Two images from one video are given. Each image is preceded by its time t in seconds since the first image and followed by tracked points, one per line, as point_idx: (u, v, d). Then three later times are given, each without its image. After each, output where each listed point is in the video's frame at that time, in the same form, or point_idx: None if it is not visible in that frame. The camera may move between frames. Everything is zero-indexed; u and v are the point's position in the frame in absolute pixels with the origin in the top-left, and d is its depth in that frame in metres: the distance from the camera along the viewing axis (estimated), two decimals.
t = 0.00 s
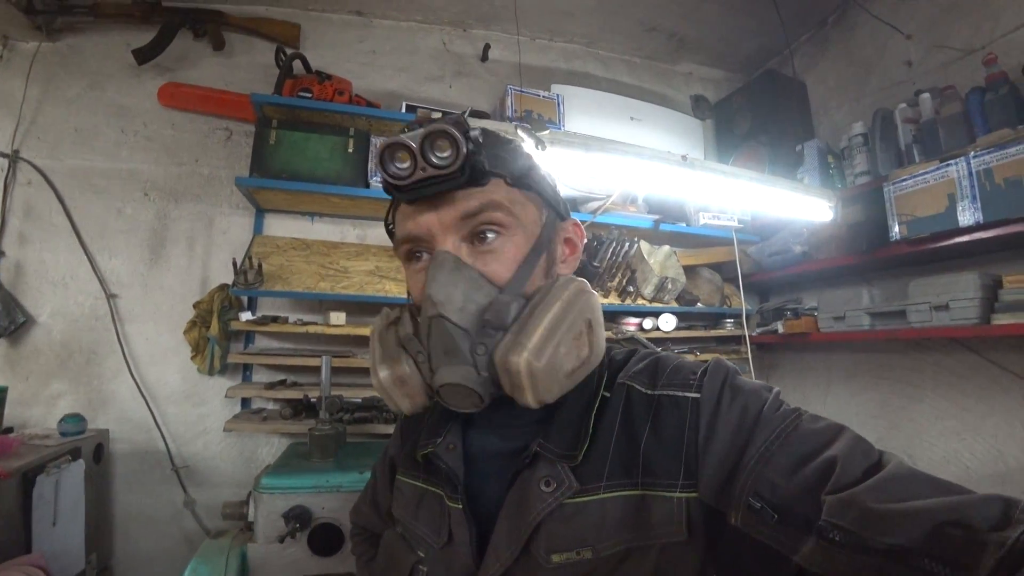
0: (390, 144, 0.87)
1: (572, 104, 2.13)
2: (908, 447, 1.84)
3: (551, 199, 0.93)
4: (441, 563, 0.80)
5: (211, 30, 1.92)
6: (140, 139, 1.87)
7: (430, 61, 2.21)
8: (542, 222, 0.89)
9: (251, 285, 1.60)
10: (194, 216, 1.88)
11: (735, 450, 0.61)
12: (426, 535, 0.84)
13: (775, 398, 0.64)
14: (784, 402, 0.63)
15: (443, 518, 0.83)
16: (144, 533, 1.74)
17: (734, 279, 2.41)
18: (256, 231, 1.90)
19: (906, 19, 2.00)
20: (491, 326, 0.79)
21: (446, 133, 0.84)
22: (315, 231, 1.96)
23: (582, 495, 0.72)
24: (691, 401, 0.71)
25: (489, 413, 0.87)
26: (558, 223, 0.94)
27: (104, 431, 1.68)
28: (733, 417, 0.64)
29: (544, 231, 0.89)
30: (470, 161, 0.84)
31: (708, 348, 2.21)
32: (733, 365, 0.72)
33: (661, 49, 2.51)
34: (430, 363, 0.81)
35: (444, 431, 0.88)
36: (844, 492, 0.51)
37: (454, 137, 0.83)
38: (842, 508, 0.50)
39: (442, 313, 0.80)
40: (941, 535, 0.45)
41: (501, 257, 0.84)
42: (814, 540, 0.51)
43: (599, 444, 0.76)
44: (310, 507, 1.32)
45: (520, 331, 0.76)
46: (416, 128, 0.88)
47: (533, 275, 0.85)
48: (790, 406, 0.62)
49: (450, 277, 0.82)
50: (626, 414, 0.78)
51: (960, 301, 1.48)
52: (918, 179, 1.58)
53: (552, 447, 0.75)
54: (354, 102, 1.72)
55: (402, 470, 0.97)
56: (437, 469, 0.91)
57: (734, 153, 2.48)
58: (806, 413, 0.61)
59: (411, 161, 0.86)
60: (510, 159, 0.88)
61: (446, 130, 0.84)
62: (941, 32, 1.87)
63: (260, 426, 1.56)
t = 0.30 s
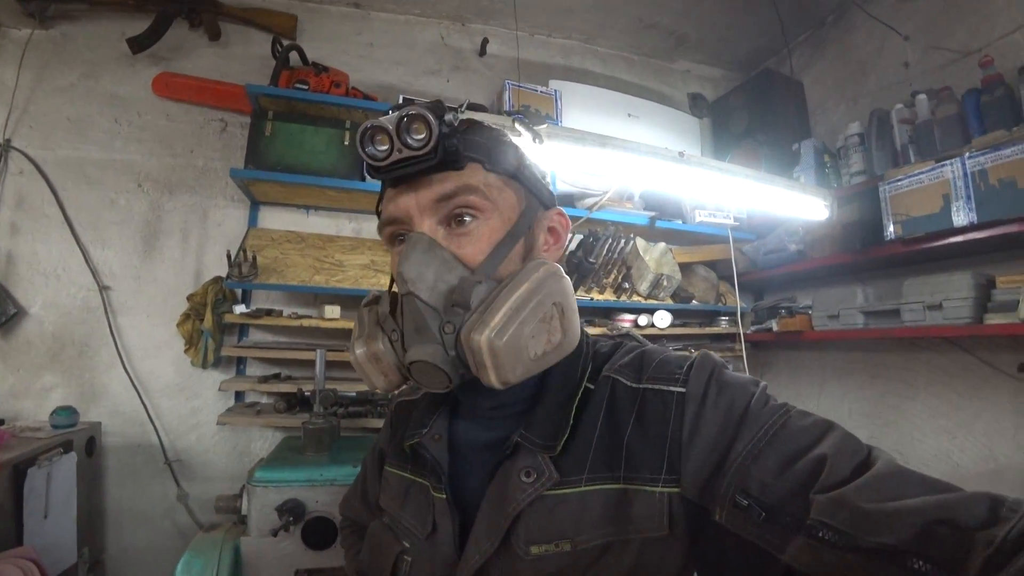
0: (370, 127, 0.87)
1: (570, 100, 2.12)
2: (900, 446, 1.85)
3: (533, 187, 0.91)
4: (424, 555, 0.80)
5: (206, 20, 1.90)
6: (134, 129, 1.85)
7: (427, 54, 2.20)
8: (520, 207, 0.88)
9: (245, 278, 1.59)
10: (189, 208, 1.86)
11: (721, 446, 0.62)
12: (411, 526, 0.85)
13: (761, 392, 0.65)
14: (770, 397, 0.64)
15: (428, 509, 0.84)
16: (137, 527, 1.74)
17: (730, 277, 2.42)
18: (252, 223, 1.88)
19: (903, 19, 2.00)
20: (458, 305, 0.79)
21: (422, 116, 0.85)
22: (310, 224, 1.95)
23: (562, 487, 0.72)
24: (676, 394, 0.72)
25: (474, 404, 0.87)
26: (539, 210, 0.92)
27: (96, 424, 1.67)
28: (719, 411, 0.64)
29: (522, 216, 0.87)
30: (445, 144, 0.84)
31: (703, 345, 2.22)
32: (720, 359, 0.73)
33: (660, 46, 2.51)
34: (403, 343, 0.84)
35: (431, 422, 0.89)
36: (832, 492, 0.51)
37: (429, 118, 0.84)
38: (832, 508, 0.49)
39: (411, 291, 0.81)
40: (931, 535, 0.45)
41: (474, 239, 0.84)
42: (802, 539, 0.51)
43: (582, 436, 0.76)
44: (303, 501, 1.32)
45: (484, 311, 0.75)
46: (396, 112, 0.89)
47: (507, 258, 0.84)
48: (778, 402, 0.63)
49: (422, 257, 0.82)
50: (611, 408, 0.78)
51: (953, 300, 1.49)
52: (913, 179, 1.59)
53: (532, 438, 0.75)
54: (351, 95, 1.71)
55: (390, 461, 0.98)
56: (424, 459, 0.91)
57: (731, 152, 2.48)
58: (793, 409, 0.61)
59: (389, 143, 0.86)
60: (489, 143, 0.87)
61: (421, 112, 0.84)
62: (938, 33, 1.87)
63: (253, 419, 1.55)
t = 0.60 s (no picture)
0: (374, 141, 0.87)
1: (572, 99, 2.12)
2: (908, 441, 1.84)
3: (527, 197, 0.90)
4: (416, 549, 0.80)
5: (208, 25, 1.91)
6: (139, 134, 1.86)
7: (428, 55, 2.21)
8: (516, 217, 0.88)
9: (250, 281, 1.59)
10: (193, 211, 1.87)
11: (700, 439, 0.62)
12: (406, 521, 0.85)
13: (739, 387, 0.64)
14: (747, 391, 0.64)
15: (422, 505, 0.85)
16: (146, 529, 1.75)
17: (734, 274, 2.41)
18: (256, 226, 1.89)
19: (906, 12, 1.99)
20: (460, 311, 0.80)
21: (425, 131, 0.85)
22: (314, 227, 1.96)
23: (544, 481, 0.71)
24: (656, 391, 0.72)
25: (466, 402, 0.88)
26: (532, 218, 0.92)
27: (104, 427, 1.69)
28: (698, 406, 0.64)
29: (516, 225, 0.87)
30: (448, 159, 0.83)
31: (708, 343, 2.21)
32: (700, 355, 0.73)
33: (661, 44, 2.51)
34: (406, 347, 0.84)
35: (426, 420, 0.91)
36: (806, 477, 0.51)
37: (432, 134, 0.83)
38: (806, 492, 0.49)
39: (414, 299, 0.81)
40: (900, 516, 0.46)
41: (474, 250, 0.84)
42: (778, 525, 0.51)
43: (564, 431, 0.75)
44: (311, 502, 1.33)
45: (485, 317, 0.76)
46: (399, 127, 0.89)
47: (505, 266, 0.84)
48: (756, 396, 0.63)
49: (423, 265, 0.82)
50: (593, 404, 0.78)
51: (959, 294, 1.48)
52: (918, 172, 1.58)
53: (517, 433, 0.75)
54: (353, 97, 1.71)
55: (389, 459, 0.99)
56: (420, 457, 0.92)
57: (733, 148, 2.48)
58: (770, 401, 0.61)
59: (393, 157, 0.86)
60: (487, 155, 0.86)
61: (425, 128, 0.84)
62: (941, 25, 1.86)
63: (260, 421, 1.56)
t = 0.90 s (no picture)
0: (362, 194, 0.89)
1: (578, 98, 2.12)
2: (925, 439, 1.82)
3: (517, 218, 0.86)
4: (426, 550, 0.81)
5: (217, 33, 1.94)
6: (151, 142, 1.89)
7: (434, 58, 2.21)
8: (506, 240, 0.85)
9: (262, 284, 1.61)
10: (205, 217, 1.89)
11: (688, 437, 0.60)
12: (418, 523, 0.86)
13: (726, 387, 0.63)
14: (735, 391, 0.62)
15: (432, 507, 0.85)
16: (163, 531, 1.77)
17: (745, 272, 2.39)
18: (267, 230, 1.91)
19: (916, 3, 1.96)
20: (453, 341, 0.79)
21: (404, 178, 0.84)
22: (324, 230, 1.97)
23: (542, 480, 0.71)
24: (647, 395, 0.72)
25: (473, 407, 0.89)
26: (523, 237, 0.88)
27: (121, 431, 1.71)
28: (685, 405, 0.63)
29: (507, 246, 0.84)
30: (429, 202, 0.82)
31: (719, 341, 2.20)
32: (690, 359, 0.72)
33: (668, 41, 2.49)
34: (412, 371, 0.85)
35: (436, 426, 0.92)
36: (787, 469, 0.50)
37: (410, 181, 0.82)
38: (783, 482, 0.49)
39: (413, 332, 0.81)
40: (874, 499, 0.45)
41: (467, 280, 0.82)
42: (760, 516, 0.50)
43: (560, 432, 0.75)
44: (324, 503, 1.34)
45: (475, 347, 0.75)
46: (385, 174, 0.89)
47: (497, 288, 0.82)
48: (742, 395, 0.62)
49: (419, 300, 0.81)
50: (589, 407, 0.77)
51: (975, 288, 1.46)
52: (930, 165, 1.56)
53: (516, 434, 0.76)
54: (360, 100, 1.73)
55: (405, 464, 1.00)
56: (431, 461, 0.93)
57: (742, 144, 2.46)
58: (754, 399, 0.60)
59: (381, 207, 0.87)
60: (470, 187, 0.83)
61: (403, 175, 0.83)
62: (952, 16, 1.84)
63: (273, 423, 1.57)
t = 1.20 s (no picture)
0: (346, 226, 0.90)
1: (583, 95, 2.11)
2: (936, 436, 1.80)
3: (509, 228, 0.83)
4: (431, 546, 0.82)
5: (222, 36, 1.95)
6: (158, 145, 1.90)
7: (439, 57, 2.22)
8: (497, 253, 0.81)
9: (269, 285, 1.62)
10: (212, 219, 1.91)
11: (687, 440, 0.60)
12: (425, 520, 0.87)
13: (724, 388, 0.62)
14: (733, 392, 0.62)
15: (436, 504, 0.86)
16: (174, 531, 1.78)
17: (752, 268, 2.38)
18: (273, 232, 1.92)
19: None
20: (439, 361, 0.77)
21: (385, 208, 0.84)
22: (330, 230, 1.98)
23: (539, 480, 0.70)
24: (642, 396, 0.70)
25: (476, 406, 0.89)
26: (516, 245, 0.84)
27: (131, 432, 1.73)
28: (682, 408, 0.62)
29: (498, 258, 0.81)
30: (410, 228, 0.82)
31: (727, 338, 2.19)
32: (687, 360, 0.71)
33: (672, 38, 2.48)
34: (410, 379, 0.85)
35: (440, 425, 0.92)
36: (789, 474, 0.49)
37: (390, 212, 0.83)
38: (786, 488, 0.48)
39: (406, 347, 0.79)
40: (879, 502, 0.44)
41: (456, 297, 0.80)
42: (763, 522, 0.49)
43: (557, 432, 0.74)
44: (333, 503, 1.34)
45: (460, 365, 0.73)
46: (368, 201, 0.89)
47: (489, 300, 0.79)
48: (741, 397, 0.61)
49: (411, 316, 0.80)
50: (585, 407, 0.76)
51: (987, 283, 1.44)
52: (941, 159, 1.54)
53: (514, 435, 0.75)
54: (365, 101, 1.73)
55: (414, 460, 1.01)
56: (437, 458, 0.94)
57: (748, 140, 2.45)
58: (753, 401, 0.59)
59: (366, 236, 0.87)
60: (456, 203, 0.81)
61: (383, 206, 0.84)
62: (960, 8, 1.82)
63: (282, 424, 1.58)
